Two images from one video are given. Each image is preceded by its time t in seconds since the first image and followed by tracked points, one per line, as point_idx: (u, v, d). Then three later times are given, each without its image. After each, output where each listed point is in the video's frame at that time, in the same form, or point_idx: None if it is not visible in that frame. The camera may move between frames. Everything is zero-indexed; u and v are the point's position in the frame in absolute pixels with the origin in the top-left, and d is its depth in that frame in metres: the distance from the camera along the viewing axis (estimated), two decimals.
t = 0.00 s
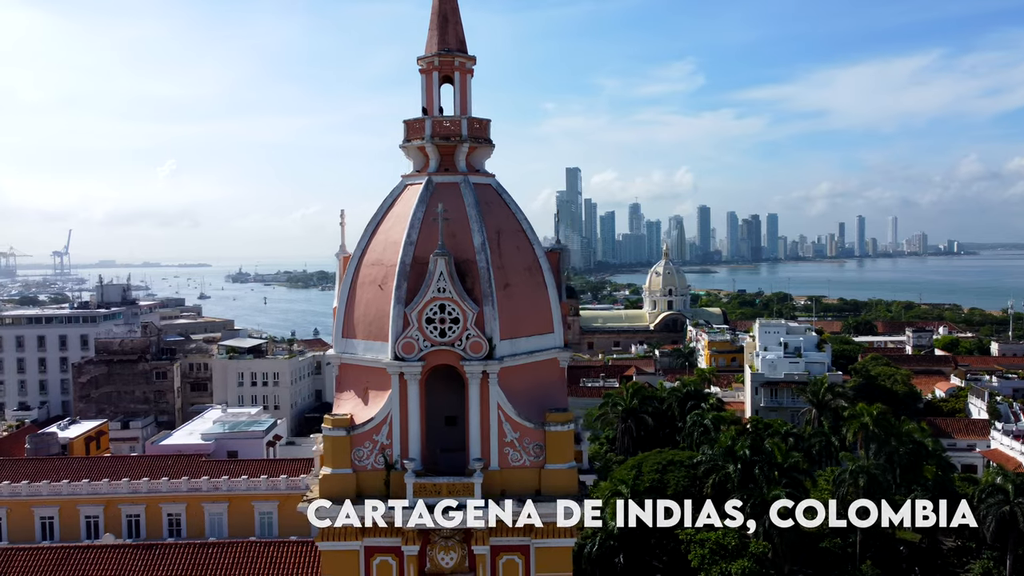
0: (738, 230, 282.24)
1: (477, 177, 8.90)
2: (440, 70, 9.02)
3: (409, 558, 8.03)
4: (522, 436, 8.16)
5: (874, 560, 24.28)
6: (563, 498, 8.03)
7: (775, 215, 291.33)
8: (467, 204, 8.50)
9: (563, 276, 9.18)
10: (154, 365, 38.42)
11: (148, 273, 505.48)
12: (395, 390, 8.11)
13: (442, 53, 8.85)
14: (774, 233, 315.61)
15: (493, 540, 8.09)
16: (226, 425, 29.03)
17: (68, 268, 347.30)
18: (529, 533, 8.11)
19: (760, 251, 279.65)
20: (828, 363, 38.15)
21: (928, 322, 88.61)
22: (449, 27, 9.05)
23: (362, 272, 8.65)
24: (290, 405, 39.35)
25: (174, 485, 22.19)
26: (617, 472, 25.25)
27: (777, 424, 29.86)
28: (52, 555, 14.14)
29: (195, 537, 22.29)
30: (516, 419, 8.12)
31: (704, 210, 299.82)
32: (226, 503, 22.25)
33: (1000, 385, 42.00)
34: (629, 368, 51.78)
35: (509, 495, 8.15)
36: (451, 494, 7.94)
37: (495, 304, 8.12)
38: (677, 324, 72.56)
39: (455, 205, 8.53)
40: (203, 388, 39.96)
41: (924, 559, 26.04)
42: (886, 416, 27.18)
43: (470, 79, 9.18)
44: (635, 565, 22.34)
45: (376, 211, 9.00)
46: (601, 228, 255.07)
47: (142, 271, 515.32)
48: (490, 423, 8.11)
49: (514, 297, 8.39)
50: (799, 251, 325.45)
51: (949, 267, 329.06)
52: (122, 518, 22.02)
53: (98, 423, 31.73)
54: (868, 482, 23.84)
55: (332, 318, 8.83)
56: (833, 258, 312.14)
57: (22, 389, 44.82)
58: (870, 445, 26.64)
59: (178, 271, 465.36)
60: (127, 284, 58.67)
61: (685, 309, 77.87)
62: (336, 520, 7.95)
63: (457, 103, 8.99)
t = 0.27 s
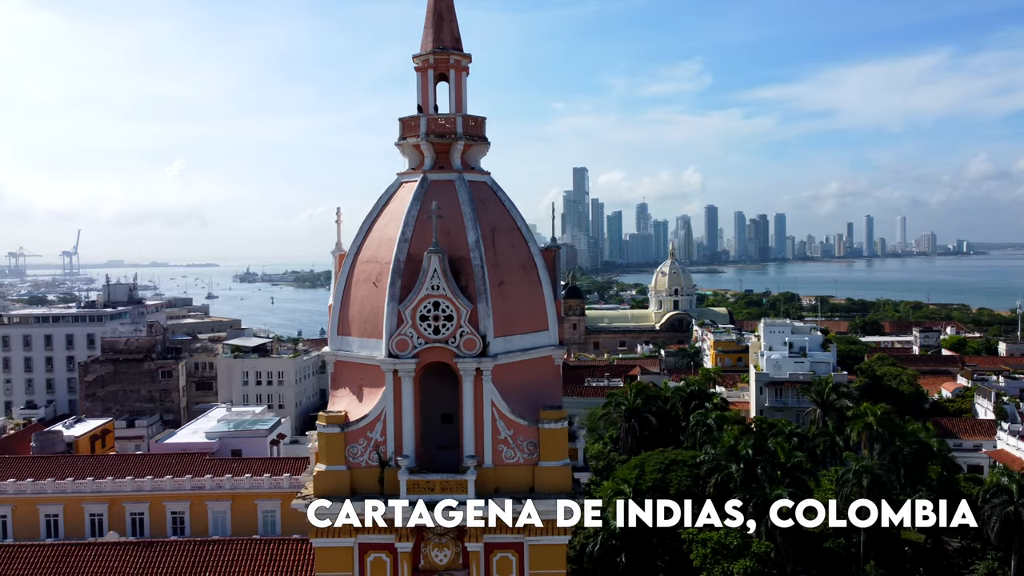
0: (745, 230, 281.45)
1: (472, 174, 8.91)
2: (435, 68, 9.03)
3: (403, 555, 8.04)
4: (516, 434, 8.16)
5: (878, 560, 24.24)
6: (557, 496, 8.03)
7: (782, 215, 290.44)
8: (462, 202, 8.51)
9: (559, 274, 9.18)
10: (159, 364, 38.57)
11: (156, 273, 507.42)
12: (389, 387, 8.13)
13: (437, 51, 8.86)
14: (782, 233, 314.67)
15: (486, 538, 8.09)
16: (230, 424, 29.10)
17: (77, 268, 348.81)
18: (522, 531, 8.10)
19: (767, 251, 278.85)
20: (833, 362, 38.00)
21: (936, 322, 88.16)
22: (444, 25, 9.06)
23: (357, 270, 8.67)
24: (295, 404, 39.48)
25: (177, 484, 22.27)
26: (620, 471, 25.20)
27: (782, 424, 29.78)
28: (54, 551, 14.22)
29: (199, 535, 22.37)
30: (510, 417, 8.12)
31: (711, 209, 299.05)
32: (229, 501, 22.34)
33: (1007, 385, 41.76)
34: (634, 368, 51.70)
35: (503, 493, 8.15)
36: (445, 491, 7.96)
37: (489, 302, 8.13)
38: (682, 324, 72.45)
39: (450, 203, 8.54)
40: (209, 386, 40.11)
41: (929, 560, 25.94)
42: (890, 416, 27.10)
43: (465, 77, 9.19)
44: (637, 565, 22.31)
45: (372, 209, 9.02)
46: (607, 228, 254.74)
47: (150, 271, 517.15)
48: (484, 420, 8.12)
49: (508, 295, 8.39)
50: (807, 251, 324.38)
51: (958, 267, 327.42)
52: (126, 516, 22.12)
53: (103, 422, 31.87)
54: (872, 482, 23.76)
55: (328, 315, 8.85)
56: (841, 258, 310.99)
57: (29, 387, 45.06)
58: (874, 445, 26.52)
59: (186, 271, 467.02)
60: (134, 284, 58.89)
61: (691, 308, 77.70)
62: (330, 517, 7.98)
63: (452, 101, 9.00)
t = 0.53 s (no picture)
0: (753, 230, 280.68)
1: (467, 172, 8.92)
2: (430, 66, 9.04)
3: (397, 552, 8.06)
4: (509, 431, 8.17)
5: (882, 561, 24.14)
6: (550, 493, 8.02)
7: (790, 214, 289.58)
8: (456, 200, 8.52)
9: (554, 272, 9.17)
10: (165, 363, 38.72)
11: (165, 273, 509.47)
12: (383, 385, 8.15)
13: (431, 49, 8.87)
14: (789, 233, 313.71)
15: (480, 535, 8.09)
16: (235, 422, 29.19)
17: (87, 268, 350.62)
18: (516, 529, 8.10)
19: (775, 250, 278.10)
20: (838, 362, 37.87)
21: (945, 322, 87.70)
22: (439, 23, 9.07)
23: (352, 267, 8.69)
24: (299, 403, 39.60)
25: (181, 482, 22.36)
26: (623, 470, 25.17)
27: (786, 424, 29.71)
28: (56, 549, 14.31)
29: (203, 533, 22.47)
30: (504, 414, 8.12)
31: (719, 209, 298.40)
32: (232, 499, 22.43)
33: (1014, 385, 41.52)
34: (639, 368, 51.65)
35: (497, 491, 8.15)
36: (438, 489, 7.97)
37: (482, 300, 8.14)
38: (688, 324, 72.29)
39: (444, 201, 8.55)
40: (214, 385, 40.26)
41: (933, 561, 25.84)
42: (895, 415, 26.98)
43: (460, 75, 9.20)
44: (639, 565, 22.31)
45: (368, 207, 9.04)
46: (614, 228, 254.49)
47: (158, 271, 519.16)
48: (477, 418, 8.12)
49: (502, 293, 8.40)
50: (815, 251, 323.30)
51: (967, 267, 325.80)
52: (131, 514, 22.22)
53: (108, 420, 32.01)
54: (875, 482, 23.69)
55: (323, 313, 8.87)
56: (849, 258, 309.85)
57: (36, 386, 45.33)
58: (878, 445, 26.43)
59: (194, 271, 468.72)
60: (141, 283, 59.12)
61: (697, 308, 77.53)
62: (324, 514, 8.00)
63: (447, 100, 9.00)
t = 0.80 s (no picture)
0: (761, 229, 279.66)
1: (462, 171, 8.92)
2: (425, 64, 9.03)
3: (390, 549, 8.07)
4: (502, 429, 8.17)
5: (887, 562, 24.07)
6: (542, 491, 8.01)
7: (799, 214, 288.51)
8: (450, 198, 8.52)
9: (548, 271, 9.17)
10: (171, 361, 38.86)
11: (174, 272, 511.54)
12: (376, 382, 8.15)
13: (426, 48, 8.87)
14: (798, 233, 312.50)
15: (472, 533, 8.10)
16: (241, 421, 29.24)
17: (96, 267, 352.39)
18: (508, 527, 8.10)
19: (783, 250, 277.17)
20: (844, 362, 37.71)
21: (953, 322, 87.19)
22: (434, 22, 9.06)
23: (346, 265, 8.70)
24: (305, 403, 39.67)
25: (186, 480, 22.45)
26: (626, 469, 25.12)
27: (791, 424, 29.62)
28: (57, 546, 14.38)
29: (207, 531, 22.57)
30: (496, 412, 8.13)
31: (727, 208, 297.55)
32: (236, 497, 22.53)
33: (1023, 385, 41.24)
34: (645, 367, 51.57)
35: (490, 488, 8.15)
36: (430, 486, 7.98)
37: (476, 298, 8.14)
38: (695, 324, 72.10)
39: (438, 199, 8.55)
40: (220, 384, 40.39)
41: (939, 562, 25.70)
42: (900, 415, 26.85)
43: (455, 74, 9.19)
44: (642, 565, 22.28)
45: (362, 205, 9.04)
46: (622, 227, 254.13)
47: (168, 270, 521.36)
48: (470, 416, 8.13)
49: (496, 290, 8.40)
50: (824, 251, 321.96)
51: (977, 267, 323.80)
52: (135, 512, 22.35)
53: (115, 419, 32.17)
54: (880, 482, 23.62)
55: (318, 311, 8.88)
56: (859, 257, 308.50)
57: (44, 385, 45.60)
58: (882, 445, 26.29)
59: (202, 271, 470.40)
60: (148, 282, 59.39)
61: (703, 308, 77.31)
62: (318, 512, 8.02)
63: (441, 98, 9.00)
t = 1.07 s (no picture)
0: (769, 229, 278.79)
1: (457, 170, 8.93)
2: (420, 64, 9.04)
3: (384, 549, 8.08)
4: (496, 429, 8.17)
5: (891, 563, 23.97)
6: (536, 491, 8.01)
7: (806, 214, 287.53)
8: (444, 198, 8.53)
9: (544, 270, 9.16)
10: (177, 360, 39.00)
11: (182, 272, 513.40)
12: (370, 382, 8.17)
13: (421, 47, 8.87)
14: (806, 233, 311.43)
15: (466, 533, 8.10)
16: (245, 420, 29.30)
17: (105, 267, 353.92)
18: (502, 526, 8.11)
19: (791, 250, 276.40)
20: (850, 362, 37.59)
21: (962, 322, 86.76)
22: (429, 22, 9.06)
23: (341, 265, 8.72)
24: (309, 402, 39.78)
25: (190, 479, 22.54)
26: (628, 470, 25.07)
27: (795, 424, 29.53)
28: (59, 544, 14.45)
29: (210, 530, 22.65)
30: (490, 412, 8.13)
31: (734, 208, 296.79)
32: (240, 496, 22.60)
33: None
34: (650, 367, 51.54)
35: (483, 488, 8.16)
36: (424, 486, 7.98)
37: (470, 298, 8.14)
38: (701, 323, 71.96)
39: (432, 198, 8.56)
40: (225, 383, 40.53)
41: (944, 563, 25.60)
42: (904, 415, 26.74)
43: (451, 73, 9.19)
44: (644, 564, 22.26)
45: (358, 205, 9.06)
46: (628, 227, 253.88)
47: (176, 270, 523.24)
48: (464, 415, 8.14)
49: (490, 290, 8.41)
50: (832, 250, 320.71)
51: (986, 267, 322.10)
52: (139, 510, 22.45)
53: (120, 418, 32.30)
54: (884, 483, 23.52)
55: (313, 311, 8.90)
56: (867, 257, 307.32)
57: (51, 384, 45.83)
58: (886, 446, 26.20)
59: (210, 270, 471.95)
60: (155, 282, 59.62)
61: (710, 308, 77.11)
62: (312, 510, 8.04)
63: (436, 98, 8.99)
